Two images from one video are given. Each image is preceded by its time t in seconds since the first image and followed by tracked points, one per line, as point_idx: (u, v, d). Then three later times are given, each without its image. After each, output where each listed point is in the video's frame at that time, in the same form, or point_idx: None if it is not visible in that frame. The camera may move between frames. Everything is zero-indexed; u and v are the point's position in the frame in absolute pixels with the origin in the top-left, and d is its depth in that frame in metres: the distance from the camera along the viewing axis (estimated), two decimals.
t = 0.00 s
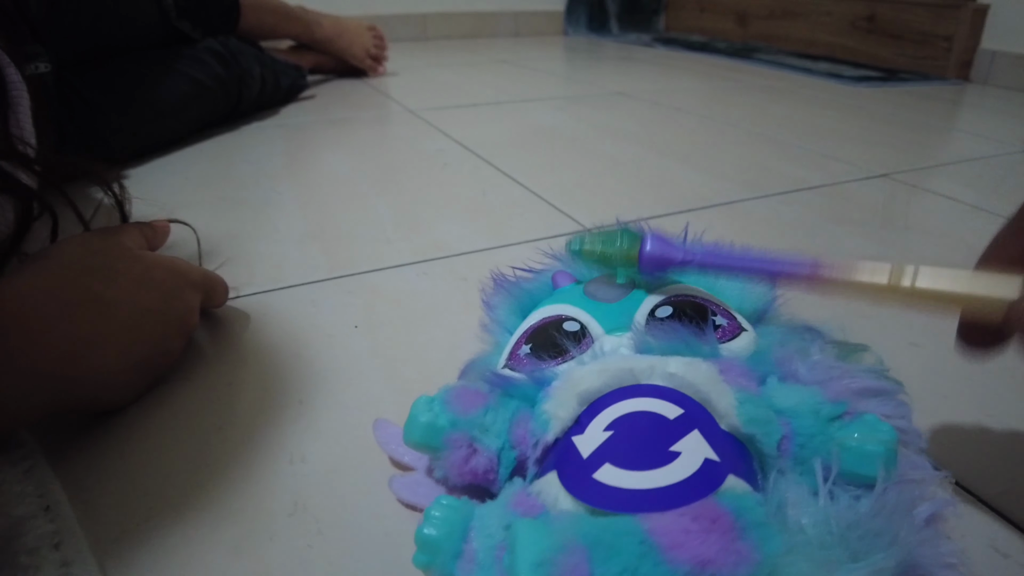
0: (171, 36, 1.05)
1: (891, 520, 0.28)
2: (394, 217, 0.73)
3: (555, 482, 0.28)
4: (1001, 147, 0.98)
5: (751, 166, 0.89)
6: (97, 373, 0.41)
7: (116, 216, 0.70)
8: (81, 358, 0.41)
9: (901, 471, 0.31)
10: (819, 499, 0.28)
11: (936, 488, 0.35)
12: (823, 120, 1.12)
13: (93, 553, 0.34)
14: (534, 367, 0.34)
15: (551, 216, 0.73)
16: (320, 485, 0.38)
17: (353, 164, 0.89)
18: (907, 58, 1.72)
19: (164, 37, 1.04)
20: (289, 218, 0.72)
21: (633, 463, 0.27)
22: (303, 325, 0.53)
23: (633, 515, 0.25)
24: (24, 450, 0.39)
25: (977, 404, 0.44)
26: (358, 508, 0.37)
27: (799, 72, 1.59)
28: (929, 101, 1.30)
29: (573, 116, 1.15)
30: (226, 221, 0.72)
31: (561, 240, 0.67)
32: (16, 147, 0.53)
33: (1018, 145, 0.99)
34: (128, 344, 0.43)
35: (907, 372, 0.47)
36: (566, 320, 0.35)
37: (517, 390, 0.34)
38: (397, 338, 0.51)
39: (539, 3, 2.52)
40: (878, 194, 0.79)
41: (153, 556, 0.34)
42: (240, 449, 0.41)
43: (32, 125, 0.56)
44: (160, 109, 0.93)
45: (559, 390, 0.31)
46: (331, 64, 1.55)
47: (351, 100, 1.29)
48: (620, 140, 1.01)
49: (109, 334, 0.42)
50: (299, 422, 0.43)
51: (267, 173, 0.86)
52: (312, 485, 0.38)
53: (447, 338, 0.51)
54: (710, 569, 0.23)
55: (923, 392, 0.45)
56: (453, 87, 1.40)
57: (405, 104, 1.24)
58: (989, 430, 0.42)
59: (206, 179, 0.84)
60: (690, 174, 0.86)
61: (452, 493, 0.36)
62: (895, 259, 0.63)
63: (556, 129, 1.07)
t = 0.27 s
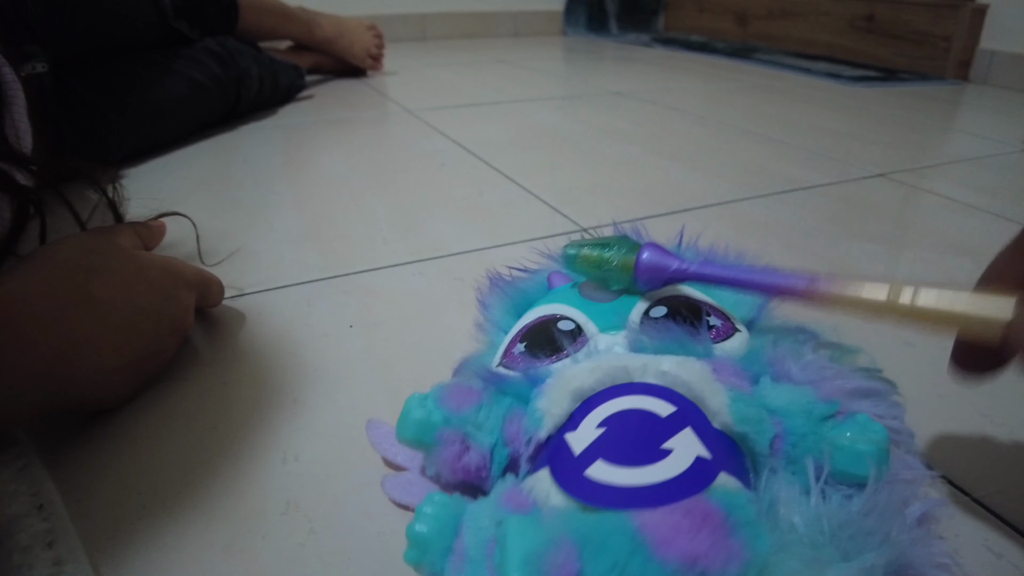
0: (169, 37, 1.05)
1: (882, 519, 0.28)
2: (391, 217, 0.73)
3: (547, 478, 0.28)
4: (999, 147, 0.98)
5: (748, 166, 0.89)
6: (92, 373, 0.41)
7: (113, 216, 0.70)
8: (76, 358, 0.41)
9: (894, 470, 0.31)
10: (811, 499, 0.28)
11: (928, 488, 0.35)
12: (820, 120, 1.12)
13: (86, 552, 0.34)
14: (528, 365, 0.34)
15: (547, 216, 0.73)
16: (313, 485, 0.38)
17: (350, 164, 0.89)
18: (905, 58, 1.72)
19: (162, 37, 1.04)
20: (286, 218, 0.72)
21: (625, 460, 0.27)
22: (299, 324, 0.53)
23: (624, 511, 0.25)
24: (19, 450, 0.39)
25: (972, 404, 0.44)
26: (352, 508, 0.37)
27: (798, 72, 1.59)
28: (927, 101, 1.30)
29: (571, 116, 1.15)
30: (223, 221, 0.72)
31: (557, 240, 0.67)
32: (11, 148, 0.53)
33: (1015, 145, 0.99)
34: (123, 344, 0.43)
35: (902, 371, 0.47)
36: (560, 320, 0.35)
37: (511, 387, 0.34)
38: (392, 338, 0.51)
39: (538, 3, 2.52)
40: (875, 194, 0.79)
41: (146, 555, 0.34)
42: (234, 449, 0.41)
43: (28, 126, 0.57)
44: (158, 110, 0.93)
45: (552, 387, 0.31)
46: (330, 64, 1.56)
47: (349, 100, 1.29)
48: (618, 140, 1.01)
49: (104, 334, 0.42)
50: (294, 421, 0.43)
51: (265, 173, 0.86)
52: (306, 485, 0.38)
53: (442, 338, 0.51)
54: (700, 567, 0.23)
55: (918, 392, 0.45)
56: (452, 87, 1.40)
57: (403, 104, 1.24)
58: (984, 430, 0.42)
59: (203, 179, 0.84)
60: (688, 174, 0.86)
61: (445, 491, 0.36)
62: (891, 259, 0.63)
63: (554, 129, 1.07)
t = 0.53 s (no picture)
0: (168, 37, 1.05)
1: (883, 520, 0.28)
2: (391, 217, 0.73)
3: (547, 481, 0.28)
4: (999, 147, 0.98)
5: (748, 166, 0.89)
6: (92, 374, 0.41)
7: (112, 216, 0.70)
8: (76, 358, 0.41)
9: (895, 470, 0.31)
10: (812, 499, 0.28)
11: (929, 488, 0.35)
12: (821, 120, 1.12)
13: (87, 553, 0.34)
14: (528, 366, 0.34)
15: (548, 216, 0.73)
16: (314, 485, 0.38)
17: (350, 164, 0.89)
18: (905, 58, 1.72)
19: (162, 37, 1.04)
20: (286, 218, 0.72)
21: (625, 462, 0.27)
22: (299, 324, 0.53)
23: (624, 514, 0.25)
24: (18, 450, 0.39)
25: (973, 404, 0.44)
26: (353, 508, 0.36)
27: (798, 71, 1.59)
28: (927, 101, 1.30)
29: (571, 116, 1.15)
30: (223, 221, 0.72)
31: (557, 240, 0.66)
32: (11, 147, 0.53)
33: (1015, 145, 0.99)
34: (123, 344, 0.43)
35: (902, 371, 0.47)
36: (560, 320, 0.35)
37: (511, 389, 0.33)
38: (393, 338, 0.51)
39: (538, 3, 2.52)
40: (876, 194, 0.79)
41: (147, 555, 0.34)
42: (235, 449, 0.41)
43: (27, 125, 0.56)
44: (157, 110, 0.93)
45: (552, 389, 0.31)
46: (329, 63, 1.56)
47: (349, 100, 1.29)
48: (618, 140, 1.01)
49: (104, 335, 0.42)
50: (294, 422, 0.43)
51: (265, 173, 0.86)
52: (307, 485, 0.38)
53: (442, 338, 0.51)
54: (700, 569, 0.23)
55: (919, 391, 0.45)
56: (452, 87, 1.40)
57: (403, 104, 1.24)
58: (985, 430, 0.42)
59: (203, 179, 0.84)
60: (688, 174, 0.86)
61: (447, 493, 0.36)
62: (892, 259, 0.63)
63: (554, 129, 1.07)
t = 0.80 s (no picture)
0: (168, 37, 1.05)
1: (880, 520, 0.28)
2: (389, 217, 0.73)
3: (543, 481, 0.28)
4: (998, 147, 0.98)
5: (747, 166, 0.89)
6: (89, 373, 0.41)
7: (112, 216, 0.70)
8: (73, 358, 0.41)
9: (893, 470, 0.31)
10: (809, 499, 0.28)
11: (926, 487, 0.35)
12: (819, 120, 1.12)
13: (85, 553, 0.34)
14: (526, 366, 0.34)
15: (546, 216, 0.73)
16: (311, 485, 0.38)
17: (349, 164, 0.89)
18: (905, 58, 1.72)
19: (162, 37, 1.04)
20: (284, 218, 0.72)
21: (621, 462, 0.27)
22: (297, 324, 0.53)
23: (620, 514, 0.25)
24: (17, 451, 0.39)
25: (972, 403, 0.44)
26: (350, 508, 0.37)
27: (797, 72, 1.59)
28: (926, 101, 1.30)
29: (570, 116, 1.14)
30: (222, 221, 0.72)
31: (555, 240, 0.66)
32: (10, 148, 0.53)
33: (1014, 145, 0.99)
34: (121, 344, 0.43)
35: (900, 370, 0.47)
36: (557, 320, 0.35)
37: (508, 389, 0.33)
38: (391, 338, 0.51)
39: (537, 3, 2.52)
40: (874, 194, 0.79)
41: (145, 555, 0.34)
42: (233, 449, 0.41)
43: (26, 125, 0.56)
44: (156, 110, 0.93)
45: (549, 389, 0.31)
46: (328, 62, 1.56)
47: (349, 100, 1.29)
48: (616, 140, 1.01)
49: (103, 335, 0.42)
50: (292, 422, 0.43)
51: (264, 173, 0.86)
52: (304, 485, 0.38)
53: (440, 338, 0.51)
54: (695, 569, 0.23)
55: (917, 390, 0.45)
56: (451, 87, 1.40)
57: (403, 104, 1.24)
58: (982, 430, 0.42)
59: (202, 179, 0.84)
60: (686, 174, 0.86)
61: (443, 493, 0.36)
62: (890, 259, 0.63)
63: (553, 129, 1.07)
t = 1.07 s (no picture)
0: (168, 37, 1.05)
1: (877, 519, 0.28)
2: (388, 217, 0.73)
3: (539, 480, 0.28)
4: (998, 147, 0.98)
5: (747, 166, 0.89)
6: (85, 373, 0.41)
7: (110, 216, 0.70)
8: (71, 356, 0.41)
9: (890, 469, 0.31)
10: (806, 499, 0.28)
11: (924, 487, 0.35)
12: (819, 120, 1.12)
13: (82, 553, 0.34)
14: (522, 365, 0.34)
15: (545, 216, 0.73)
16: (308, 484, 0.38)
17: (348, 164, 0.89)
18: (904, 58, 1.72)
19: (161, 36, 1.04)
20: (283, 218, 0.72)
21: (617, 462, 0.27)
22: (295, 324, 0.53)
23: (616, 513, 0.25)
24: (14, 450, 0.39)
25: (970, 403, 0.44)
26: (347, 507, 0.37)
27: (797, 72, 1.59)
28: (926, 101, 1.30)
29: (569, 116, 1.14)
30: (220, 221, 0.72)
31: (554, 239, 0.66)
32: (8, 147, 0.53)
33: (1014, 145, 0.99)
34: (118, 343, 0.43)
35: (898, 370, 0.47)
36: (555, 319, 0.35)
37: (505, 388, 0.33)
38: (389, 337, 0.51)
39: (537, 2, 2.52)
40: (873, 194, 0.79)
41: (142, 554, 0.34)
42: (231, 448, 0.41)
43: (24, 124, 0.56)
44: (155, 110, 0.93)
45: (546, 388, 0.31)
46: (327, 62, 1.56)
47: (348, 100, 1.29)
48: (616, 140, 1.01)
49: (100, 334, 0.42)
50: (290, 421, 0.43)
51: (263, 173, 0.86)
52: (302, 484, 0.38)
53: (438, 338, 0.51)
54: (691, 569, 0.23)
55: (915, 390, 0.45)
56: (451, 87, 1.40)
57: (402, 104, 1.24)
58: (981, 430, 0.42)
59: (201, 179, 0.84)
60: (686, 174, 0.86)
61: (440, 492, 0.36)
62: (889, 259, 0.63)
63: (552, 129, 1.07)
